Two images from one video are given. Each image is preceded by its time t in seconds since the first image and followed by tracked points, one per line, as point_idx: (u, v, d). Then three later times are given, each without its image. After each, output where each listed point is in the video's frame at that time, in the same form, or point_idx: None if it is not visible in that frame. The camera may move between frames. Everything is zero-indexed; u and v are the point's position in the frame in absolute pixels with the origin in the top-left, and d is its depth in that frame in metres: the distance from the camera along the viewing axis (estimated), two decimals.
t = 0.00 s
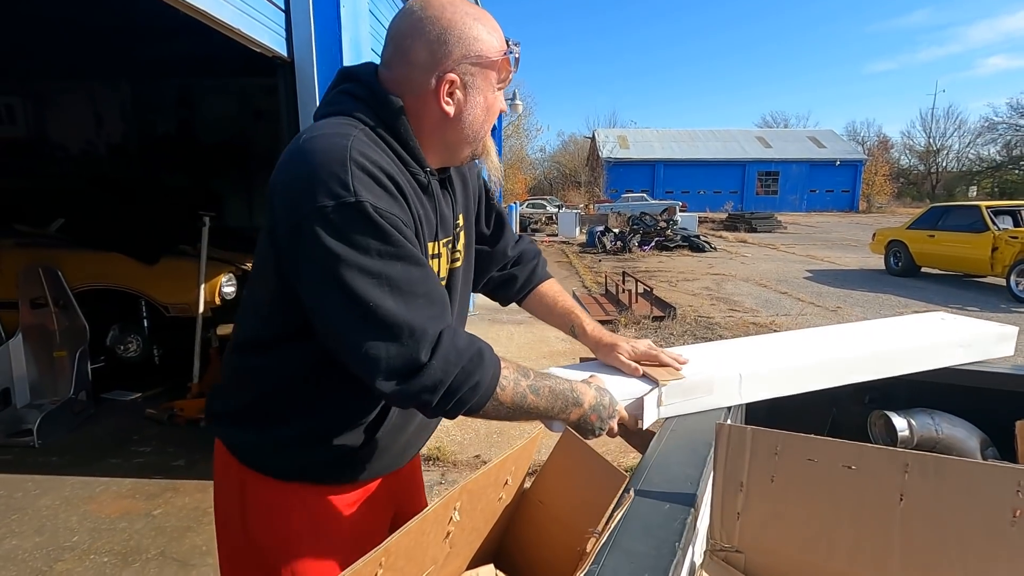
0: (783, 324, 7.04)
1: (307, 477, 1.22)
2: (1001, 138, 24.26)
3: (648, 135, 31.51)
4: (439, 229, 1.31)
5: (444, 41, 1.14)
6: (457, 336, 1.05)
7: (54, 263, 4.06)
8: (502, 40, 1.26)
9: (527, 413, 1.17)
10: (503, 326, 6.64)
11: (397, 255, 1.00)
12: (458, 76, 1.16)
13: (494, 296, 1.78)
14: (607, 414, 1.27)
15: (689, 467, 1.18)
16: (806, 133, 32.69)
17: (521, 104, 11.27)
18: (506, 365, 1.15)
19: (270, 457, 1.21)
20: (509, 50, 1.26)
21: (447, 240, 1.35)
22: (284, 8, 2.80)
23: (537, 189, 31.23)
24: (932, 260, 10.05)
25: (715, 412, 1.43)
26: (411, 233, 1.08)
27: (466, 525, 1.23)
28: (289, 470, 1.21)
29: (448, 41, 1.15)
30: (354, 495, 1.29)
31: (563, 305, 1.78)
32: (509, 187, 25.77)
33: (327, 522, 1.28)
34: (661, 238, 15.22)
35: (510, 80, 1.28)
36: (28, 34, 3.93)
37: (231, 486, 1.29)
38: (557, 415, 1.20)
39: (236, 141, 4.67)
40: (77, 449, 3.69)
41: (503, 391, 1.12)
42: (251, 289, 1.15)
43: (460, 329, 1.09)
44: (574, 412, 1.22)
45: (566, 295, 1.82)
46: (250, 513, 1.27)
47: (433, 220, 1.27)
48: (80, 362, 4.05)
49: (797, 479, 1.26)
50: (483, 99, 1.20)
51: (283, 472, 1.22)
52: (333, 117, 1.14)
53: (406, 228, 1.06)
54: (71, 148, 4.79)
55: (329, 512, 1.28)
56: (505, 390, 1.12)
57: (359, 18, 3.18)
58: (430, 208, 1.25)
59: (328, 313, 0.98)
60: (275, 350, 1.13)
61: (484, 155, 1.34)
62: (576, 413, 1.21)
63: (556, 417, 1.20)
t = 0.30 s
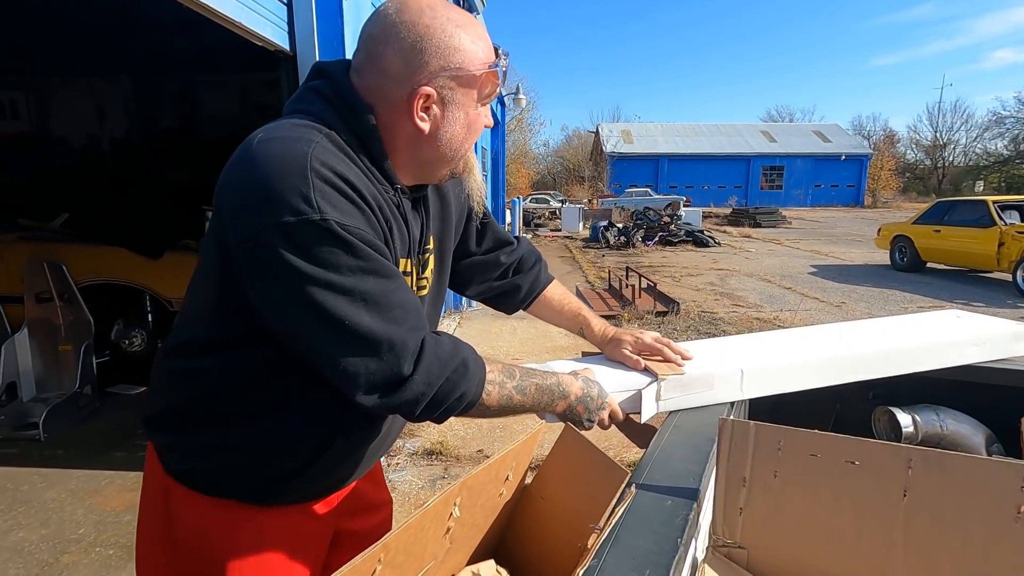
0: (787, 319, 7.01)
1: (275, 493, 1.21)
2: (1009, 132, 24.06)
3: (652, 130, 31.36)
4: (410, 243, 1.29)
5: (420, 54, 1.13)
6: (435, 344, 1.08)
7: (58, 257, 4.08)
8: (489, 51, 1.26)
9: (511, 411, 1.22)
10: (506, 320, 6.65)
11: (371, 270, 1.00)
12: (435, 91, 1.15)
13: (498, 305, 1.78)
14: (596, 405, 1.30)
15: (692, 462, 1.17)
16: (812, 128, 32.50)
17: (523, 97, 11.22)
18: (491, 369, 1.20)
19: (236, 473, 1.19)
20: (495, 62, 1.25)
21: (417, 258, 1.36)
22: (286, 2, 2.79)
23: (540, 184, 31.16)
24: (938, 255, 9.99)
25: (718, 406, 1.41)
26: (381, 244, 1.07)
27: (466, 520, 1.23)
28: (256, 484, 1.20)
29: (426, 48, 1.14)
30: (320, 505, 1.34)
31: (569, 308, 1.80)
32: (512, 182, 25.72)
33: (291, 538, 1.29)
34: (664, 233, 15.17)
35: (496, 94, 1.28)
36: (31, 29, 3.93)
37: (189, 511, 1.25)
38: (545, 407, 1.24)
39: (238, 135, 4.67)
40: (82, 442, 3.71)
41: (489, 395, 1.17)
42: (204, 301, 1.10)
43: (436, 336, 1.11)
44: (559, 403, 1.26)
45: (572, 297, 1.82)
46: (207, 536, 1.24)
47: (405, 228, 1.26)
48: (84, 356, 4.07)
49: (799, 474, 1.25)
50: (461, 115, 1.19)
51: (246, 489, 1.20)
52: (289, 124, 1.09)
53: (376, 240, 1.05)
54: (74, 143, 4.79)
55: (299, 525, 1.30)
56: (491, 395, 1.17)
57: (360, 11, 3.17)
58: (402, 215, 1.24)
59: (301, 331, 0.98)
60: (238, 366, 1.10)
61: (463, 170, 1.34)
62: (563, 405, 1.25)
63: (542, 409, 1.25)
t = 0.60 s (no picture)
0: (805, 320, 6.92)
1: (256, 500, 1.22)
2: None
3: (668, 129, 31.13)
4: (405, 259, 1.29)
5: (433, 76, 1.14)
6: (417, 362, 1.08)
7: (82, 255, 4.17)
8: (512, 90, 1.23)
9: (489, 422, 1.21)
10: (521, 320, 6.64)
11: (359, 279, 1.01)
12: (436, 115, 1.15)
13: (514, 312, 1.79)
14: (579, 408, 1.29)
15: (710, 465, 1.16)
16: (832, 126, 32.04)
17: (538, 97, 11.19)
18: (469, 381, 1.19)
19: (220, 474, 1.19)
20: (514, 109, 1.23)
21: (417, 268, 1.38)
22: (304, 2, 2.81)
23: (556, 183, 31.13)
24: (963, 256, 9.79)
25: (737, 409, 1.39)
26: (373, 254, 1.08)
27: (484, 520, 1.23)
28: (239, 489, 1.20)
29: (439, 70, 1.14)
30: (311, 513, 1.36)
31: (586, 310, 1.80)
32: (527, 181, 25.69)
33: (276, 544, 1.31)
34: (680, 233, 15.07)
35: (507, 137, 1.26)
36: (56, 31, 4.00)
37: (172, 516, 1.26)
38: (525, 414, 1.25)
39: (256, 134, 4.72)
40: (106, 436, 3.78)
41: (467, 408, 1.16)
42: (194, 296, 1.11)
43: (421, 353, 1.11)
44: (540, 409, 1.25)
45: (588, 300, 1.83)
46: (188, 540, 1.25)
47: (402, 242, 1.26)
48: (108, 352, 4.16)
49: (821, 479, 1.23)
50: (459, 145, 1.18)
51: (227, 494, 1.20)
52: (298, 126, 1.12)
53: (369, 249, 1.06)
54: (97, 143, 4.88)
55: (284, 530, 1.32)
56: (469, 408, 1.16)
57: (378, 11, 3.18)
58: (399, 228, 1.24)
59: (283, 331, 0.98)
60: (230, 366, 1.12)
61: (462, 198, 1.33)
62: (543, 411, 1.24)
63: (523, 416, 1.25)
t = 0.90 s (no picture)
0: (829, 326, 6.81)
1: (247, 504, 1.23)
2: None
3: (689, 132, 30.89)
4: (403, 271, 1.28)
5: (442, 84, 1.17)
6: (379, 376, 1.05)
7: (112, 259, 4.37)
8: (522, 103, 1.26)
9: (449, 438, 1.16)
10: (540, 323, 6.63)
11: (327, 282, 1.00)
12: (442, 123, 1.17)
13: (537, 322, 1.79)
14: (550, 424, 1.28)
15: (737, 473, 1.15)
16: (856, 129, 31.50)
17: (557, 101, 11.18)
18: (428, 394, 1.13)
19: (211, 468, 1.22)
20: (524, 121, 1.25)
21: (423, 280, 1.37)
22: (328, 9, 2.84)
23: (574, 187, 31.07)
24: (994, 261, 9.54)
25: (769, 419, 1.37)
26: (354, 257, 1.08)
27: (511, 525, 1.23)
28: (229, 488, 1.22)
29: (449, 77, 1.17)
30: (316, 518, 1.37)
31: (613, 317, 1.79)
32: (545, 185, 25.69)
33: (282, 548, 1.32)
34: (701, 237, 14.92)
35: (516, 149, 1.27)
36: (89, 39, 4.10)
37: (180, 523, 1.28)
38: (490, 430, 1.20)
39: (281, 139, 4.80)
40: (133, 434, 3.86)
41: (424, 424, 1.11)
42: (194, 286, 1.15)
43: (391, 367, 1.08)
44: (509, 425, 1.23)
45: (613, 306, 1.82)
46: (196, 544, 1.27)
47: (394, 252, 1.24)
48: (136, 351, 4.26)
49: (852, 490, 1.21)
50: (464, 154, 1.20)
51: (223, 496, 1.22)
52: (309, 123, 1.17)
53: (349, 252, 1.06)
54: (128, 148, 5.00)
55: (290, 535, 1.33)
56: (426, 423, 1.11)
57: (401, 17, 3.21)
58: (392, 236, 1.23)
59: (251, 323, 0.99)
60: (221, 360, 1.14)
61: (468, 211, 1.33)
62: (510, 428, 1.22)
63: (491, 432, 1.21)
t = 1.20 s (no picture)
0: (847, 341, 6.71)
1: (247, 515, 1.26)
2: None
3: (703, 145, 30.84)
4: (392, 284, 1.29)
5: (435, 102, 1.21)
6: (314, 388, 1.01)
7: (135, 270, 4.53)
8: (519, 122, 1.29)
9: (387, 460, 1.10)
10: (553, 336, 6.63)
11: (276, 285, 1.00)
12: (435, 140, 1.21)
13: (555, 341, 1.80)
14: (505, 452, 1.21)
15: (753, 491, 1.14)
16: (874, 141, 31.25)
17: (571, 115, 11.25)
18: (367, 410, 1.08)
19: (204, 478, 1.25)
20: (518, 139, 1.28)
21: (420, 302, 1.37)
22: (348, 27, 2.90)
23: (588, 200, 31.12)
24: (1017, 275, 9.36)
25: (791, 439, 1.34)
26: (322, 265, 1.08)
27: (526, 542, 1.23)
28: (222, 501, 1.25)
29: (442, 95, 1.21)
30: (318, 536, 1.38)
31: (631, 335, 1.81)
32: (559, 198, 25.76)
33: (286, 562, 1.35)
34: (716, 249, 14.84)
35: (511, 166, 1.30)
36: (116, 57, 4.22)
37: (185, 541, 1.33)
38: (435, 454, 1.14)
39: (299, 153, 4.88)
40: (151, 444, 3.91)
41: (358, 441, 1.05)
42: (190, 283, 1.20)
43: (331, 381, 1.05)
44: (459, 451, 1.16)
45: (631, 324, 1.82)
46: (203, 559, 1.31)
47: (377, 267, 1.25)
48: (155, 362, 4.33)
49: (870, 510, 1.20)
50: (456, 171, 1.23)
51: (219, 507, 1.25)
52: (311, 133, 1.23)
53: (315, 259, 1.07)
54: (150, 162, 5.11)
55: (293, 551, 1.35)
56: (359, 441, 1.05)
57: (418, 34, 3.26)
58: (377, 251, 1.24)
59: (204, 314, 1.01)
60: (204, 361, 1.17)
61: (464, 229, 1.37)
62: (458, 455, 1.16)
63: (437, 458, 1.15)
